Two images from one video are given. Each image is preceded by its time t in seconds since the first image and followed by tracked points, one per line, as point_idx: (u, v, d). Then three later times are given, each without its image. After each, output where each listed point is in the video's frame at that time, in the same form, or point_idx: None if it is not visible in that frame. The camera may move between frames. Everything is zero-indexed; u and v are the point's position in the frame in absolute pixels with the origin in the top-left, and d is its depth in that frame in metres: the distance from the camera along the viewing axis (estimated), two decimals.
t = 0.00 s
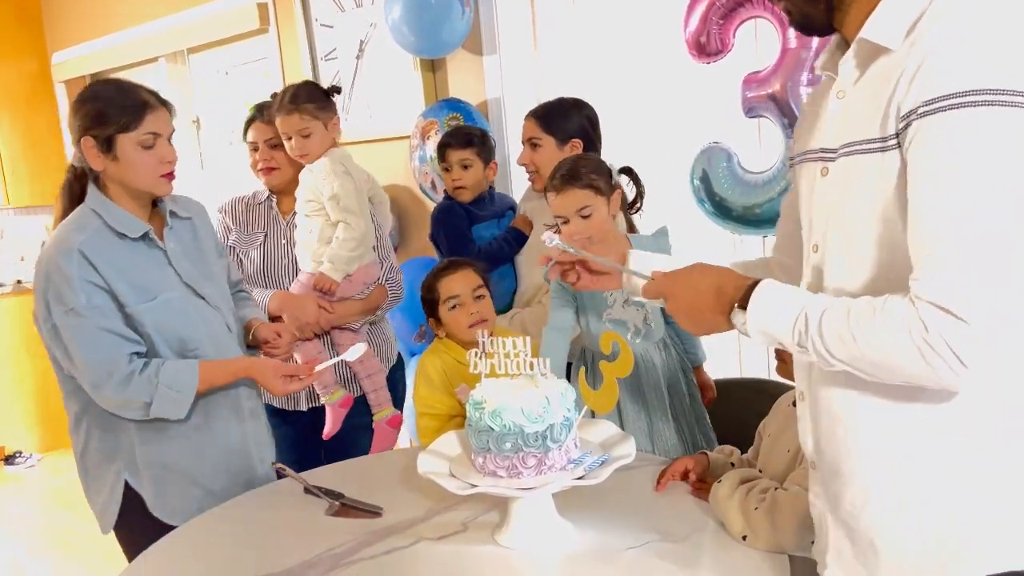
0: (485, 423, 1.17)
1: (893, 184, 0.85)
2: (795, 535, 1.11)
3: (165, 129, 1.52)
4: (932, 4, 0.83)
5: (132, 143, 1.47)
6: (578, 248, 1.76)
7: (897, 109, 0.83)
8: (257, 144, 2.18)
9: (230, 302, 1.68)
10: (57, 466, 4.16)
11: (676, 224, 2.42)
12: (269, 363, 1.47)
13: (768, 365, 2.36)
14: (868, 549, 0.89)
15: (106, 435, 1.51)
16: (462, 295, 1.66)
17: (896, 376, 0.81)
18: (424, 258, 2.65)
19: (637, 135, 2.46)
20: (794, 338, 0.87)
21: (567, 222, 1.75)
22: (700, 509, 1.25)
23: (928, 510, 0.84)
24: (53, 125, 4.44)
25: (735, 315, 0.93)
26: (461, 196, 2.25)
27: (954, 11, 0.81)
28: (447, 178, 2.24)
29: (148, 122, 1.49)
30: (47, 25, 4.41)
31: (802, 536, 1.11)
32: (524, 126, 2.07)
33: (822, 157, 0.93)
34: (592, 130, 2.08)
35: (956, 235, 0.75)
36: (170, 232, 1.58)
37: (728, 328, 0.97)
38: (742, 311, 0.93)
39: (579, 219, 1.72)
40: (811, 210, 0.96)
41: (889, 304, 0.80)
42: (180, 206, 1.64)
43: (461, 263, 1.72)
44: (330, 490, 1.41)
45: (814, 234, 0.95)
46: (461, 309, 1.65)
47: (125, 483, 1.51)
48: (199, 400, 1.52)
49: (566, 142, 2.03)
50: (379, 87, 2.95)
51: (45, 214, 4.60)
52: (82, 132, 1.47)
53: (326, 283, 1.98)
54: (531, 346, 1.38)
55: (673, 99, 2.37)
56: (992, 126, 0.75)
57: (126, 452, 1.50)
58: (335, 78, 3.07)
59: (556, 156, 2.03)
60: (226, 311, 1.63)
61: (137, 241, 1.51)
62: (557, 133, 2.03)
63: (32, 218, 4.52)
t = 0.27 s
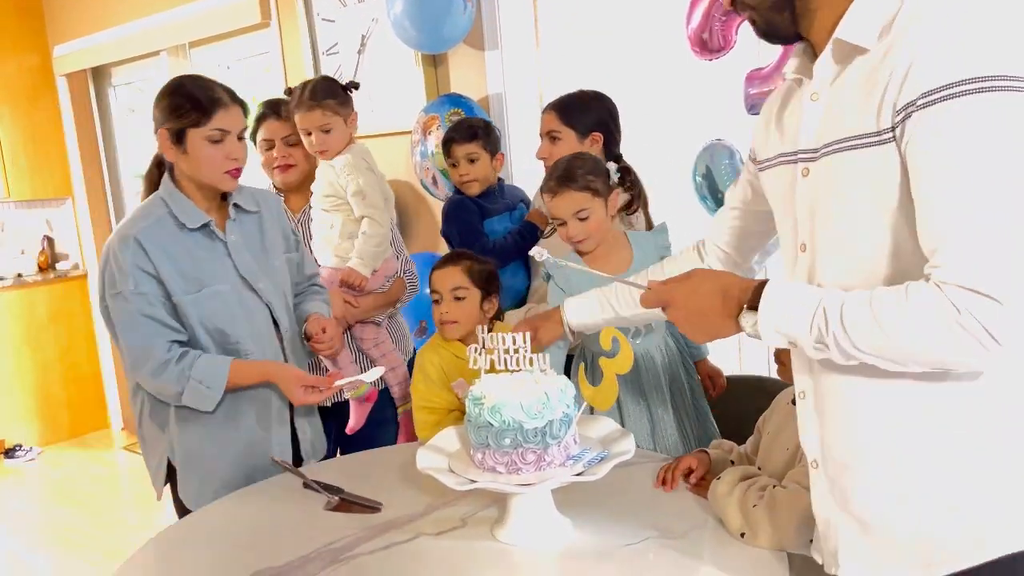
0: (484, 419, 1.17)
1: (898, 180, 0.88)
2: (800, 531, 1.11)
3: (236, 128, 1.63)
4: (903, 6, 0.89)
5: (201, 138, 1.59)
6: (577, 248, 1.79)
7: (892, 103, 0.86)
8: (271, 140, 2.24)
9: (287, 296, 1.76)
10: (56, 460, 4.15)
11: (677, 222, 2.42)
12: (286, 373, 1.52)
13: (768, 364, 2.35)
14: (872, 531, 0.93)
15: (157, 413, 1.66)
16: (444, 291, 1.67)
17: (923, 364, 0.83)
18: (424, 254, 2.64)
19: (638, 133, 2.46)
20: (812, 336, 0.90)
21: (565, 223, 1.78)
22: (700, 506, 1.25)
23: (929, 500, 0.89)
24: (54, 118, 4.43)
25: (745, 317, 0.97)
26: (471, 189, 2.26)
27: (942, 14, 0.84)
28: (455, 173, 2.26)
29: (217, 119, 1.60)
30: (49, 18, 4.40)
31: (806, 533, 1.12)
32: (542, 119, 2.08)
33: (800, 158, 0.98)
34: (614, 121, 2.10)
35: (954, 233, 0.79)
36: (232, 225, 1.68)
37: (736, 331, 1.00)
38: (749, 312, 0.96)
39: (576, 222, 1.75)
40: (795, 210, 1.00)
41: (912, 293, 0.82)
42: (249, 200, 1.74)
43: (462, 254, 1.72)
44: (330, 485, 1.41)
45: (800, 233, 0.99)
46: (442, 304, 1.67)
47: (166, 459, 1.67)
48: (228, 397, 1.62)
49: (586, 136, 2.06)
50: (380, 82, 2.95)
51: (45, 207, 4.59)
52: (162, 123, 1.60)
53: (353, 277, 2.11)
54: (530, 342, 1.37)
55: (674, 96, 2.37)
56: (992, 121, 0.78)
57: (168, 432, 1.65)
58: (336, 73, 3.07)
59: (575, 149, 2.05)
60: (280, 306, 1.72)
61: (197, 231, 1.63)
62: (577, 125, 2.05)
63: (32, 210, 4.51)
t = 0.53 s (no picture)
0: (484, 419, 1.17)
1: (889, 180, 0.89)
2: (797, 532, 1.11)
3: (281, 125, 1.65)
4: (882, 14, 0.90)
5: (246, 132, 1.61)
6: (580, 248, 1.79)
7: (878, 103, 0.88)
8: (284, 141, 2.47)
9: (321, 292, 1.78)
10: (56, 457, 4.15)
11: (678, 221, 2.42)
12: (309, 373, 1.56)
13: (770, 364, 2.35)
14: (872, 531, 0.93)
15: (188, 393, 1.73)
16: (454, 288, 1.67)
17: (925, 360, 0.84)
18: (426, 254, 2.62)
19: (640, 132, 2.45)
20: (814, 338, 0.90)
21: (567, 225, 1.78)
22: (699, 506, 1.25)
23: (928, 499, 0.89)
24: (57, 116, 4.44)
25: (746, 323, 0.97)
26: (493, 183, 2.26)
27: (926, 19, 0.87)
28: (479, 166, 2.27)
29: (263, 115, 1.62)
30: (51, 15, 4.40)
31: (803, 535, 1.11)
32: (569, 115, 2.10)
33: (789, 162, 0.99)
34: (640, 119, 2.10)
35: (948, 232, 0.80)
36: (269, 217, 1.71)
37: (739, 337, 1.00)
38: (752, 317, 0.97)
39: (578, 223, 1.76)
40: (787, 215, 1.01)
41: (912, 291, 0.83)
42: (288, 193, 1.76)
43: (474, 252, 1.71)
44: (330, 483, 1.41)
45: (793, 237, 1.00)
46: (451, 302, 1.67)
47: (191, 440, 1.73)
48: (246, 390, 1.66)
49: (611, 133, 2.06)
50: (383, 80, 2.95)
51: (47, 204, 4.60)
52: (210, 112, 1.63)
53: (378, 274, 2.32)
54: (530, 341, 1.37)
55: (676, 96, 2.37)
56: (981, 118, 0.79)
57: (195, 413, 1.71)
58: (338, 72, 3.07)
59: (601, 146, 2.06)
60: (311, 300, 1.74)
61: (235, 221, 1.66)
62: (601, 123, 2.05)
63: (35, 207, 4.53)
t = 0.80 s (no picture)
0: (483, 420, 1.18)
1: (874, 187, 0.90)
2: (795, 537, 1.11)
3: (288, 128, 1.65)
4: (870, 23, 0.92)
5: (253, 136, 1.62)
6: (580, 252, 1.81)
7: (863, 113, 0.89)
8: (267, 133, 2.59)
9: (327, 292, 1.80)
10: (59, 456, 4.17)
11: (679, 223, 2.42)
12: (321, 374, 1.55)
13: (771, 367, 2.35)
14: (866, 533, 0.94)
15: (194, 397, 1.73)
16: (467, 289, 1.78)
17: (908, 362, 0.85)
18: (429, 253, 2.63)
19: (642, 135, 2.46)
20: (801, 335, 0.92)
21: (570, 225, 1.79)
22: (698, 509, 1.26)
23: (916, 503, 0.90)
24: (61, 116, 4.46)
25: (736, 317, 0.99)
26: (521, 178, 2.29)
27: (919, 26, 0.87)
28: (514, 159, 2.30)
29: (272, 118, 1.62)
30: (56, 15, 4.41)
31: (801, 539, 1.12)
32: (590, 116, 2.10)
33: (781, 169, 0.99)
34: (661, 121, 2.10)
35: (929, 239, 0.81)
36: (276, 219, 1.71)
37: (729, 332, 1.02)
38: (743, 311, 0.99)
39: (580, 225, 1.77)
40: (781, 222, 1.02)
41: (894, 294, 0.84)
42: (292, 196, 1.77)
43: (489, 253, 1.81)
44: (330, 484, 1.41)
45: (786, 243, 1.01)
46: (465, 301, 1.79)
47: (199, 443, 1.73)
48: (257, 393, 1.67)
49: (632, 134, 2.06)
50: (386, 82, 2.95)
51: (51, 204, 4.61)
52: (217, 115, 1.64)
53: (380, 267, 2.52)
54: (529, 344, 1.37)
55: (678, 99, 2.38)
56: (959, 127, 0.80)
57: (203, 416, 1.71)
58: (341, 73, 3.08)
59: (623, 148, 2.06)
60: (319, 300, 1.75)
61: (242, 223, 1.66)
62: (622, 125, 2.06)
63: (39, 207, 4.55)
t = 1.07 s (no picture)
0: (486, 425, 1.19)
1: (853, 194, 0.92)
2: (796, 542, 1.12)
3: (289, 131, 1.67)
4: (868, 33, 0.93)
5: (255, 141, 1.64)
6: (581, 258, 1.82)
7: (853, 123, 0.91)
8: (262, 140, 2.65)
9: (335, 294, 1.81)
10: (66, 458, 4.19)
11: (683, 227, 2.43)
12: (326, 377, 1.56)
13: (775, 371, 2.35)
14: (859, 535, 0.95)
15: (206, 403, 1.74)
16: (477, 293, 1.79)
17: (876, 365, 0.88)
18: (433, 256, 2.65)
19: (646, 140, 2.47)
20: (778, 332, 0.96)
21: (573, 231, 1.80)
22: (699, 513, 1.27)
23: (912, 508, 0.91)
24: (69, 120, 4.49)
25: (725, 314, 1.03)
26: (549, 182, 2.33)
27: (908, 37, 0.89)
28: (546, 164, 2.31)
29: (272, 123, 1.64)
30: (65, 19, 4.44)
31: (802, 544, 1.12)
32: (607, 126, 2.11)
33: (783, 177, 1.01)
34: (678, 132, 2.11)
35: (905, 250, 0.83)
36: (282, 222, 1.73)
37: (721, 327, 1.05)
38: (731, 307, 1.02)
39: (582, 232, 1.77)
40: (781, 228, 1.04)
41: (862, 303, 0.87)
42: (296, 198, 1.79)
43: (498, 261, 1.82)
44: (334, 488, 1.43)
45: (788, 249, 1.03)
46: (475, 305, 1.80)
47: (213, 447, 1.75)
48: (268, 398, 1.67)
49: (651, 146, 2.06)
50: (391, 87, 2.97)
51: (60, 207, 4.65)
52: (218, 122, 1.66)
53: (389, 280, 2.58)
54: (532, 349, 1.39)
55: (681, 104, 2.39)
56: (937, 142, 0.81)
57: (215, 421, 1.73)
58: (347, 78, 3.10)
59: (641, 159, 2.07)
60: (327, 301, 1.77)
61: (248, 228, 1.68)
62: (640, 135, 2.06)
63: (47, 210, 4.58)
